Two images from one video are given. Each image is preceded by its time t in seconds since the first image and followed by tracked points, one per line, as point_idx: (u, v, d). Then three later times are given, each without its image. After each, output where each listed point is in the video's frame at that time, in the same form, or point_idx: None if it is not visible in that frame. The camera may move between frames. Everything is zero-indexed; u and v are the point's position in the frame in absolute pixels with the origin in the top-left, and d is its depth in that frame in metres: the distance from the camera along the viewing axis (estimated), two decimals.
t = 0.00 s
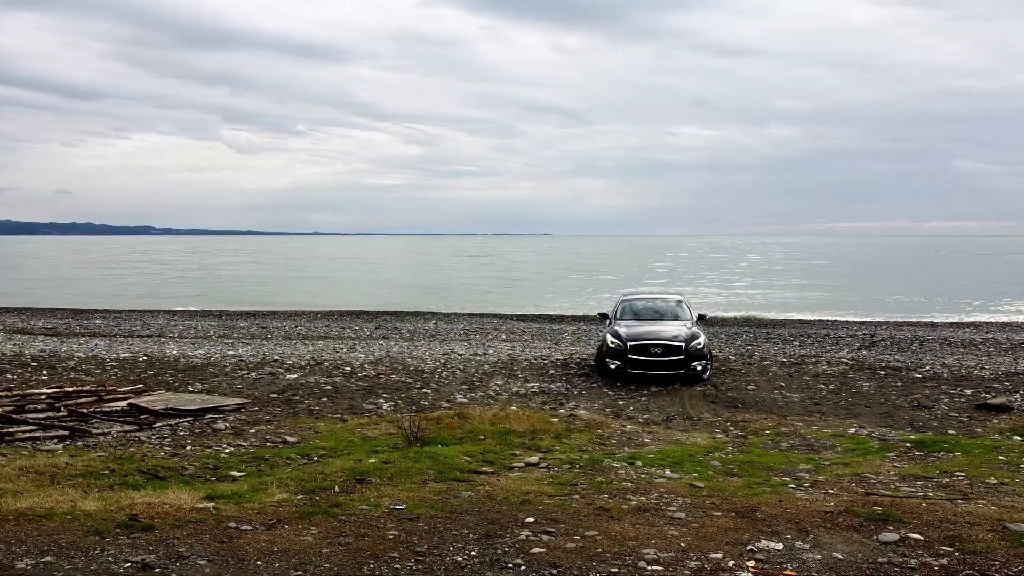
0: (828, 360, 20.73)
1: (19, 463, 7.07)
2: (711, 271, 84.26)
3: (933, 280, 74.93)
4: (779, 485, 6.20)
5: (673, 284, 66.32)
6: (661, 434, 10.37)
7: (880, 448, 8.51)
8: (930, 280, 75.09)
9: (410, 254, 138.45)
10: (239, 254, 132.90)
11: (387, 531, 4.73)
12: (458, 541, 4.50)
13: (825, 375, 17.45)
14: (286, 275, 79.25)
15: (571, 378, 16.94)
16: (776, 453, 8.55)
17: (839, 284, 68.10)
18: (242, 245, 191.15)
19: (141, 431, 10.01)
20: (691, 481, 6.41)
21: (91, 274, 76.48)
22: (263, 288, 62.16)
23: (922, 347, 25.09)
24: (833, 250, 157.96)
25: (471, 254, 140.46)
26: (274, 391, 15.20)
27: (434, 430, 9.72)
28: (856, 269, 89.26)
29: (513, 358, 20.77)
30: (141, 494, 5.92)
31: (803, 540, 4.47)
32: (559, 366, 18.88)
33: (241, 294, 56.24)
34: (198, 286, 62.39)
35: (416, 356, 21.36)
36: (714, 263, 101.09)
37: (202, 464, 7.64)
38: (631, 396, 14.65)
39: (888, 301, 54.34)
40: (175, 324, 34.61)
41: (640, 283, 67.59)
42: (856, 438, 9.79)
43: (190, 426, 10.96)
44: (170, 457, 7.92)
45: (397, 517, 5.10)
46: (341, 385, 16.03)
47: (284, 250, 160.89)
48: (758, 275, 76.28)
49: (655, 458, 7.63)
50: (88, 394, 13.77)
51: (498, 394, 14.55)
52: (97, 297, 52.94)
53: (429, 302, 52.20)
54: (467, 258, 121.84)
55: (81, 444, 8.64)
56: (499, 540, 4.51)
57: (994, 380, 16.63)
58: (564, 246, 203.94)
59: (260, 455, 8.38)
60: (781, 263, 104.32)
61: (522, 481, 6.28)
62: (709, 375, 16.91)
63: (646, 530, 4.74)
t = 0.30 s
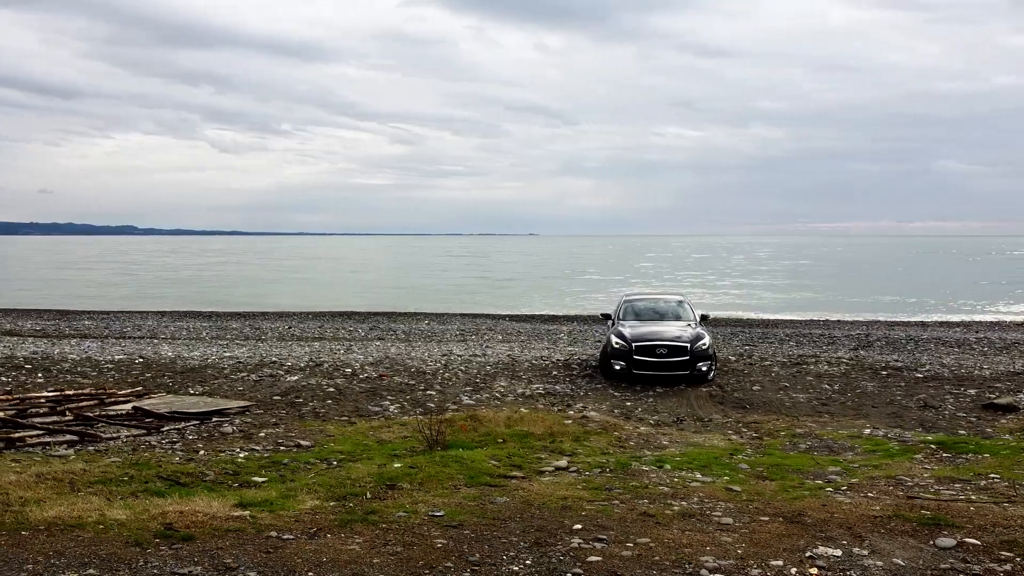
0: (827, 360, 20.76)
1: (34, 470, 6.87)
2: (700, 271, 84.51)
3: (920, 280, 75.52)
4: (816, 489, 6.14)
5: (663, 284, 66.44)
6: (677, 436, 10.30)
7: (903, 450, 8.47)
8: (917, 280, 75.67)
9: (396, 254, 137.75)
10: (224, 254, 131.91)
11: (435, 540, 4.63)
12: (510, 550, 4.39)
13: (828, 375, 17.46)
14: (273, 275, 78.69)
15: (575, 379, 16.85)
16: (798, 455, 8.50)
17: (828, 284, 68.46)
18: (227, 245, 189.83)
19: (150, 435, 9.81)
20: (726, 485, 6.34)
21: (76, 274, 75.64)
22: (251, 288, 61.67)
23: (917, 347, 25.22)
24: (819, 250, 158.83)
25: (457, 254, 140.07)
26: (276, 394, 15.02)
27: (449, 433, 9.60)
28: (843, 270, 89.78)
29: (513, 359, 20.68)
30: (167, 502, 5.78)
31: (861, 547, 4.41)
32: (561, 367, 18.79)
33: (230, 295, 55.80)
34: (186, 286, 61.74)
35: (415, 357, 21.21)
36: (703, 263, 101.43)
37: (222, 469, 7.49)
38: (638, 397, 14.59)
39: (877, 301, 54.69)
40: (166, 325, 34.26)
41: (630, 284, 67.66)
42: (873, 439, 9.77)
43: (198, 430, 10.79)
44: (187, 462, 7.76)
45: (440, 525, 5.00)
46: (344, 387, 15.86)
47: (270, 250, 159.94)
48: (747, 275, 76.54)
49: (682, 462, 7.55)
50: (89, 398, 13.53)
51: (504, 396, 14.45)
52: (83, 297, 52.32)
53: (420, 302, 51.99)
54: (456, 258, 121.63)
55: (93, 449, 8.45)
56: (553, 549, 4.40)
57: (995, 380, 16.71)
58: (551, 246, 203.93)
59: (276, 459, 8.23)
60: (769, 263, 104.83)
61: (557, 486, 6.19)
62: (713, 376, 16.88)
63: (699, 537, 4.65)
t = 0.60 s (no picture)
0: (826, 360, 20.81)
1: (51, 477, 6.69)
2: (688, 271, 84.73)
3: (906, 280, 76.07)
4: (852, 492, 6.08)
5: (652, 284, 66.54)
6: (693, 438, 10.23)
7: (925, 451, 8.45)
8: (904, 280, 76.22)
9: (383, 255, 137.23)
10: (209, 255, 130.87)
11: (484, 547, 4.52)
12: (562, 558, 4.30)
13: (829, 376, 17.48)
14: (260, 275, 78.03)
15: (578, 380, 16.76)
16: (821, 456, 8.46)
17: (816, 284, 68.79)
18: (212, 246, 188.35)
19: (159, 439, 9.63)
20: (762, 488, 6.26)
21: (59, 275, 74.69)
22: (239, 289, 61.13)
23: (912, 347, 25.37)
24: (803, 250, 159.91)
25: (445, 254, 139.74)
26: (278, 396, 14.83)
27: (465, 436, 9.49)
28: (829, 270, 90.33)
29: (512, 360, 20.58)
30: (196, 509, 5.63)
31: (918, 552, 4.35)
32: (562, 368, 18.69)
33: (217, 296, 55.32)
34: (173, 287, 61.10)
35: (413, 358, 21.04)
36: (690, 263, 101.69)
37: (242, 475, 7.34)
38: (644, 398, 14.52)
39: (866, 301, 55.02)
40: (156, 326, 33.82)
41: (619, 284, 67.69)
42: (890, 441, 9.73)
43: (204, 433, 10.61)
44: (205, 467, 7.61)
45: (484, 532, 4.90)
46: (346, 388, 15.70)
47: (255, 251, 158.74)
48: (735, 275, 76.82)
49: (708, 465, 7.48)
50: (88, 401, 13.30)
51: (510, 397, 14.35)
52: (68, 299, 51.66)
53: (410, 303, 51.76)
54: (443, 259, 121.21)
55: (104, 454, 8.26)
56: (605, 557, 4.30)
57: (996, 379, 16.80)
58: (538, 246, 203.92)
59: (293, 463, 8.10)
60: (756, 263, 105.33)
61: (591, 491, 6.10)
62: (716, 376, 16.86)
63: (751, 543, 4.58)
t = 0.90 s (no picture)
0: (824, 360, 20.85)
1: (69, 485, 6.53)
2: (675, 271, 84.98)
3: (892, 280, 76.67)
4: (889, 496, 6.01)
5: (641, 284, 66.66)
6: (708, 440, 10.17)
7: (946, 452, 8.42)
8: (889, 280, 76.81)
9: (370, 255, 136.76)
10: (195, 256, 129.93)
11: (535, 556, 4.42)
12: (618, 569, 4.19)
13: (831, 376, 17.50)
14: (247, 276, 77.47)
15: (581, 381, 16.69)
16: (842, 458, 8.41)
17: (803, 284, 69.13)
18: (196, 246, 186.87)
19: (168, 444, 9.46)
20: (797, 492, 6.19)
21: (42, 275, 73.77)
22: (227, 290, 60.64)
23: (906, 346, 25.52)
24: (788, 250, 160.85)
25: (431, 254, 139.37)
26: (280, 398, 14.65)
27: (481, 438, 9.37)
28: (816, 270, 90.84)
29: (512, 361, 20.47)
30: (226, 518, 5.49)
31: (977, 559, 4.29)
32: (563, 369, 18.61)
33: (205, 296, 54.83)
34: (160, 288, 60.53)
35: (411, 360, 20.89)
36: (678, 264, 102.01)
37: (262, 480, 7.19)
38: (650, 399, 14.46)
39: (854, 301, 55.34)
40: (145, 328, 33.44)
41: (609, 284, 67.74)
42: (906, 442, 9.72)
43: (211, 438, 10.43)
44: (222, 474, 7.45)
45: (530, 539, 4.79)
46: (348, 391, 15.54)
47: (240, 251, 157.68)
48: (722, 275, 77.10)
49: (734, 467, 7.42)
50: (88, 404, 13.07)
51: (516, 399, 14.26)
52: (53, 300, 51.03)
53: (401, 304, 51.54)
54: (430, 259, 120.91)
55: (116, 460, 8.08)
56: (661, 567, 4.21)
57: (996, 379, 16.88)
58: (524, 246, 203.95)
59: (311, 468, 7.95)
60: (742, 262, 105.81)
61: (626, 495, 6.00)
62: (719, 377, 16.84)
63: (805, 549, 4.50)
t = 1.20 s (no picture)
0: (820, 360, 20.90)
1: (88, 492, 6.35)
2: (662, 271, 85.25)
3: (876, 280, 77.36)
4: (927, 498, 5.96)
5: (629, 284, 66.77)
6: (721, 442, 10.12)
7: (967, 453, 8.40)
8: (874, 280, 77.49)
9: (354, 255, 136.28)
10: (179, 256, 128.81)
11: (589, 564, 4.31)
12: None
13: (830, 376, 17.54)
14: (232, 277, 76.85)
15: (584, 381, 16.61)
16: (862, 459, 8.39)
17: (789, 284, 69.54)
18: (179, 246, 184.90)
19: (177, 448, 9.26)
20: (834, 495, 6.13)
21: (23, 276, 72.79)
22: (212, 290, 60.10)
23: (898, 345, 25.69)
24: (772, 251, 162.05)
25: (416, 254, 139.05)
26: (280, 400, 14.45)
27: (496, 442, 9.27)
28: (801, 271, 91.41)
29: (510, 362, 20.34)
30: (258, 526, 5.34)
31: None
32: (562, 369, 18.52)
33: (190, 297, 54.26)
34: (145, 289, 59.81)
35: (408, 361, 20.72)
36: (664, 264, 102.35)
37: (283, 486, 7.04)
38: (655, 400, 14.41)
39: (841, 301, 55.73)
40: (132, 329, 32.99)
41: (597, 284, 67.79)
42: (921, 442, 9.72)
43: (217, 441, 10.24)
44: (241, 479, 7.30)
45: (578, 546, 4.69)
46: (348, 392, 15.36)
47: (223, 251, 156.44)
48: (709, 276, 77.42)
49: (762, 470, 7.36)
50: (86, 407, 12.82)
51: (521, 400, 14.16)
52: (35, 300, 50.27)
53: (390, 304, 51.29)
54: (416, 259, 120.52)
55: (127, 465, 7.89)
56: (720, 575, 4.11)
57: (993, 379, 16.99)
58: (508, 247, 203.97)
59: (328, 473, 7.80)
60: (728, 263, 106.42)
61: (663, 499, 5.91)
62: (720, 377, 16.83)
63: (860, 554, 4.43)
